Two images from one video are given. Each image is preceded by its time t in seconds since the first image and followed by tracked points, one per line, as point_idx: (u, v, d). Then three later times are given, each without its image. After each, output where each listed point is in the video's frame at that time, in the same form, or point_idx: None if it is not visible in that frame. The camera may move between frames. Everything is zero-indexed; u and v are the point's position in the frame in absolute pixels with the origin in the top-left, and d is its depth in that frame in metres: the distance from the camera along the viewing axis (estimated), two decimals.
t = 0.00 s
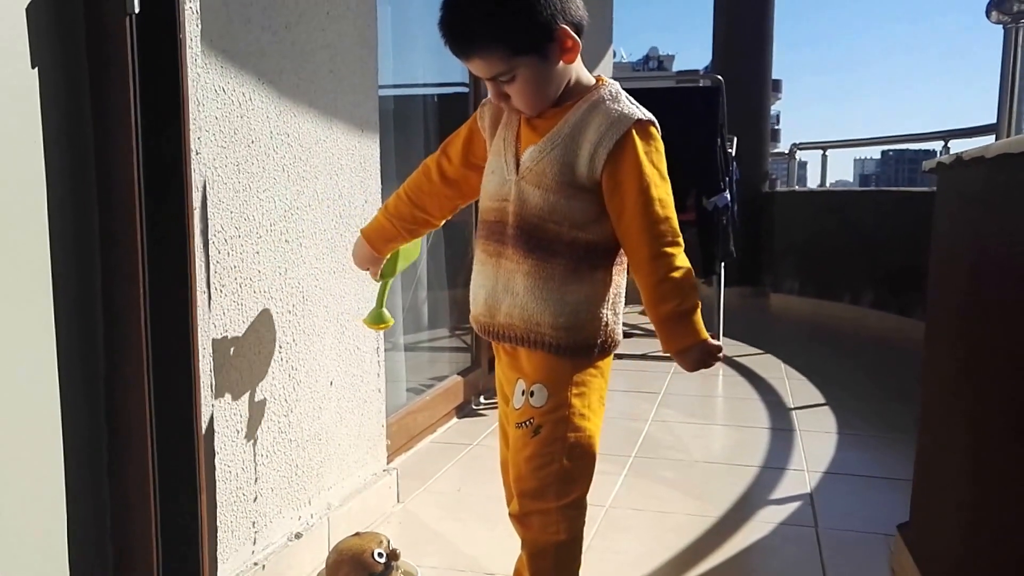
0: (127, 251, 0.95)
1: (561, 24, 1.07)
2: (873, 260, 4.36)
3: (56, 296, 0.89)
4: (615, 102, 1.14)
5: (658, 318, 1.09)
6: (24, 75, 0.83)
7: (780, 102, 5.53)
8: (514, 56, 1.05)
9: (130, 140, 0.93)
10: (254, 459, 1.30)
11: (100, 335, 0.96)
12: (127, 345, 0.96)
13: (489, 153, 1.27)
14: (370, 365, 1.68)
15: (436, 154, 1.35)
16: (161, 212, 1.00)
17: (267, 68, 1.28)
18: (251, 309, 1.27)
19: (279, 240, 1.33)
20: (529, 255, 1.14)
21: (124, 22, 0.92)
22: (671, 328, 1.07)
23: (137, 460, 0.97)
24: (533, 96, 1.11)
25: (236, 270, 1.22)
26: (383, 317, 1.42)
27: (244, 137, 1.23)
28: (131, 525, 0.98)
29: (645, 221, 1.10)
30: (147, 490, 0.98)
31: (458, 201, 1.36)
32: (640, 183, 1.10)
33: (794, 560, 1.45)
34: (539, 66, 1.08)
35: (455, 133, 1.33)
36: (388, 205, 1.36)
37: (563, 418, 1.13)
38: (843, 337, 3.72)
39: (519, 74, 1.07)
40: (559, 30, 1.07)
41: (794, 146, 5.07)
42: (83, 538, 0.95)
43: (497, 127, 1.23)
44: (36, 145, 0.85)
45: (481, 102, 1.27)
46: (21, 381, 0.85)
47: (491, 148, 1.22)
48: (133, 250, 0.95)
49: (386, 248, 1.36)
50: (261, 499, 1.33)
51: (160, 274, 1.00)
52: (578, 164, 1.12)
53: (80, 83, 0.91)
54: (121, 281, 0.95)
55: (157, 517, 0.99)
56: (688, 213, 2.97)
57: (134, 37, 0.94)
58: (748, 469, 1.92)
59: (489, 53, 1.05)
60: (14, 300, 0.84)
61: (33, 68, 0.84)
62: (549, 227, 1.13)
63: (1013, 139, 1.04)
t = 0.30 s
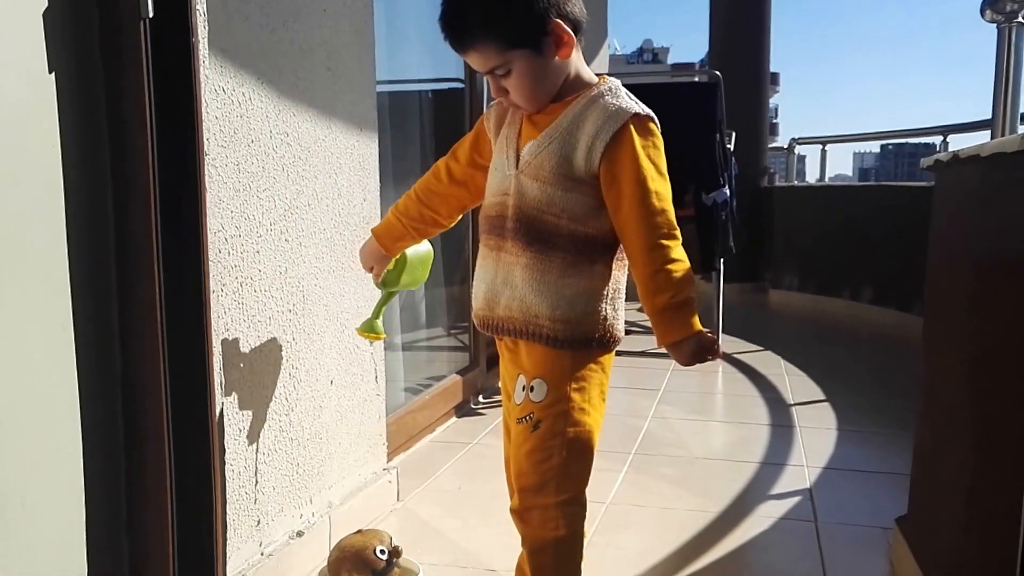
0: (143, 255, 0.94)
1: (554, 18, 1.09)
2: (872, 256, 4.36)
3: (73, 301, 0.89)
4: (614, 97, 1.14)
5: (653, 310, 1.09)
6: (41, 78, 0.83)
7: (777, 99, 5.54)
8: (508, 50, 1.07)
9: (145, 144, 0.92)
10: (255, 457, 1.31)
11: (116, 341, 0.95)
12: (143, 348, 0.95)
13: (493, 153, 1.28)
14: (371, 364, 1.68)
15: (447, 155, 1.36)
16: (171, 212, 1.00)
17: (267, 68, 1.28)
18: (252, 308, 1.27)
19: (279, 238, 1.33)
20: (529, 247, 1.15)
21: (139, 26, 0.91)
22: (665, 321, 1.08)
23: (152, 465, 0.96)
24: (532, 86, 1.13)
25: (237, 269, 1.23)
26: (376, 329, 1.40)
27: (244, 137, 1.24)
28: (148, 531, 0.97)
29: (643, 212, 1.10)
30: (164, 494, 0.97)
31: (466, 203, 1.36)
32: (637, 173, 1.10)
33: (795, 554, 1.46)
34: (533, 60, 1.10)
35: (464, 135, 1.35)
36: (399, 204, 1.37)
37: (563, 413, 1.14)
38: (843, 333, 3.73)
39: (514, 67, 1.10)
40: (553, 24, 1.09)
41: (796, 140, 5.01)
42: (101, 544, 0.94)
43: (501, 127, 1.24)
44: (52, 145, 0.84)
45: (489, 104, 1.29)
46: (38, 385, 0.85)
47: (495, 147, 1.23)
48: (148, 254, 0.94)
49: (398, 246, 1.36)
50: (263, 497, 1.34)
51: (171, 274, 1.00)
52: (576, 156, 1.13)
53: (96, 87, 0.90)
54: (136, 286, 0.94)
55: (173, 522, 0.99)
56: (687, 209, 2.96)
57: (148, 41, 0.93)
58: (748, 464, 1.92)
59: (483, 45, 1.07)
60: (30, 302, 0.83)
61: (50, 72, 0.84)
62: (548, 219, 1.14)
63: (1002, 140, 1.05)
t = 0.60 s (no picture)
0: (152, 257, 0.93)
1: (546, 12, 1.10)
2: (874, 249, 4.37)
3: (85, 302, 0.89)
4: (609, 91, 1.16)
5: (652, 299, 1.10)
6: (52, 79, 0.83)
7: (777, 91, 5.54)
8: (501, 44, 1.09)
9: (155, 146, 0.92)
10: (258, 451, 1.32)
11: (127, 343, 0.94)
12: (155, 353, 0.94)
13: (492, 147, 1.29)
14: (372, 359, 1.69)
15: (449, 153, 1.38)
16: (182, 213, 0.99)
17: (266, 64, 1.30)
18: (253, 302, 1.28)
19: (279, 233, 1.34)
20: (527, 239, 1.17)
21: (149, 30, 0.91)
22: (665, 309, 1.09)
23: (163, 466, 0.96)
24: (528, 80, 1.14)
25: (237, 264, 1.24)
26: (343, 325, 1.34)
27: (245, 133, 1.25)
28: (160, 532, 0.97)
29: (639, 202, 1.11)
30: (176, 496, 0.96)
31: (468, 198, 1.38)
32: (633, 166, 1.12)
33: (794, 543, 1.47)
34: (527, 54, 1.11)
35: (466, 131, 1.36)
36: (403, 201, 1.38)
37: (563, 404, 1.15)
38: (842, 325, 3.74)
39: (508, 62, 1.11)
40: (545, 17, 1.10)
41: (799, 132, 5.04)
42: (113, 544, 0.94)
43: (500, 121, 1.25)
44: (63, 140, 0.85)
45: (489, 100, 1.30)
46: (50, 385, 0.85)
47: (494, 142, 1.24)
48: (156, 256, 0.93)
49: (403, 242, 1.35)
50: (266, 491, 1.35)
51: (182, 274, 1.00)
52: (572, 149, 1.14)
53: (106, 90, 0.90)
54: (147, 288, 0.94)
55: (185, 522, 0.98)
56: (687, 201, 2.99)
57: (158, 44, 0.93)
58: (747, 455, 1.93)
59: (477, 38, 1.08)
60: (41, 303, 0.83)
61: (64, 75, 0.85)
62: (546, 211, 1.15)
63: (990, 133, 1.05)
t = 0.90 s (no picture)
0: (155, 251, 0.94)
1: (539, 5, 1.11)
2: (877, 242, 4.37)
3: (88, 295, 0.90)
4: (604, 82, 1.16)
5: (649, 288, 1.10)
6: (56, 74, 0.84)
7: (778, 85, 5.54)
8: (497, 38, 1.09)
9: (157, 140, 0.93)
10: (261, 446, 1.33)
11: (131, 338, 0.95)
12: (158, 344, 0.95)
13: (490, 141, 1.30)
14: (373, 354, 1.70)
15: (447, 145, 1.38)
16: (186, 207, 1.00)
17: (265, 60, 1.30)
18: (255, 297, 1.29)
19: (280, 229, 1.35)
20: (525, 231, 1.17)
21: (150, 26, 0.92)
22: (661, 298, 1.09)
23: (167, 458, 0.97)
24: (524, 72, 1.14)
25: (238, 259, 1.24)
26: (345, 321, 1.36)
27: (245, 129, 1.26)
28: (165, 525, 0.98)
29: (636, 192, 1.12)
30: (180, 489, 0.97)
31: (468, 190, 1.38)
32: (629, 156, 1.12)
33: (795, 532, 1.47)
34: (522, 48, 1.12)
35: (463, 125, 1.37)
36: (404, 196, 1.39)
37: (562, 396, 1.15)
38: (845, 318, 3.74)
39: (504, 56, 1.12)
40: (538, 10, 1.10)
41: (799, 125, 5.00)
42: (117, 536, 0.95)
43: (498, 115, 1.26)
44: (65, 135, 0.86)
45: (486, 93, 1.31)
46: (55, 376, 0.86)
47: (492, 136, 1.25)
48: (160, 249, 0.94)
49: (407, 236, 1.36)
50: (269, 485, 1.36)
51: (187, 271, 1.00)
52: (569, 141, 1.15)
53: (108, 85, 0.91)
54: (151, 281, 0.95)
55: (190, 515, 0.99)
56: (688, 196, 2.99)
57: (160, 41, 0.94)
58: (748, 447, 1.94)
59: (471, 32, 1.09)
60: (45, 295, 0.84)
61: (68, 71, 0.86)
62: (544, 203, 1.16)
63: (978, 120, 1.06)
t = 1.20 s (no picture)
0: (163, 246, 0.94)
1: None
2: (877, 232, 4.37)
3: (98, 293, 0.90)
4: (602, 75, 1.16)
5: (652, 280, 1.11)
6: (63, 72, 0.84)
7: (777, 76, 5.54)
8: (493, 33, 1.09)
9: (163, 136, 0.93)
10: (265, 441, 1.33)
11: (140, 336, 0.95)
12: (166, 340, 0.95)
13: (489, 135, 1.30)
14: (376, 348, 1.71)
15: (447, 140, 1.38)
16: (193, 201, 1.00)
17: (266, 56, 1.30)
18: (258, 292, 1.29)
19: (283, 225, 1.35)
20: (525, 225, 1.17)
21: (156, 24, 0.91)
22: (665, 289, 1.10)
23: (176, 454, 0.97)
24: (521, 66, 1.15)
25: (241, 255, 1.25)
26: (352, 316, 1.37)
27: (246, 125, 1.26)
28: (174, 520, 0.98)
29: (636, 184, 1.12)
30: (190, 484, 0.97)
31: (469, 184, 1.39)
32: (629, 148, 1.12)
33: (797, 523, 1.47)
34: (519, 42, 1.12)
35: (462, 119, 1.37)
36: (405, 191, 1.39)
37: (565, 388, 1.16)
38: (847, 308, 3.74)
39: (501, 50, 1.12)
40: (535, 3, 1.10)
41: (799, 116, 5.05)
42: (128, 531, 0.96)
43: (496, 109, 1.26)
44: (72, 135, 0.86)
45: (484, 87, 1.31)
46: (66, 373, 0.86)
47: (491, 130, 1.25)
48: (167, 245, 0.94)
49: (408, 231, 1.37)
50: (274, 480, 1.36)
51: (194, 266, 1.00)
52: (568, 134, 1.15)
53: (115, 82, 0.91)
54: (158, 278, 0.95)
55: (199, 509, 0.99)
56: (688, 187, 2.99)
57: (166, 38, 0.94)
58: (752, 438, 1.94)
59: (466, 28, 1.09)
60: (55, 292, 0.85)
61: (75, 69, 0.86)
62: (545, 196, 1.16)
63: (976, 110, 1.06)
